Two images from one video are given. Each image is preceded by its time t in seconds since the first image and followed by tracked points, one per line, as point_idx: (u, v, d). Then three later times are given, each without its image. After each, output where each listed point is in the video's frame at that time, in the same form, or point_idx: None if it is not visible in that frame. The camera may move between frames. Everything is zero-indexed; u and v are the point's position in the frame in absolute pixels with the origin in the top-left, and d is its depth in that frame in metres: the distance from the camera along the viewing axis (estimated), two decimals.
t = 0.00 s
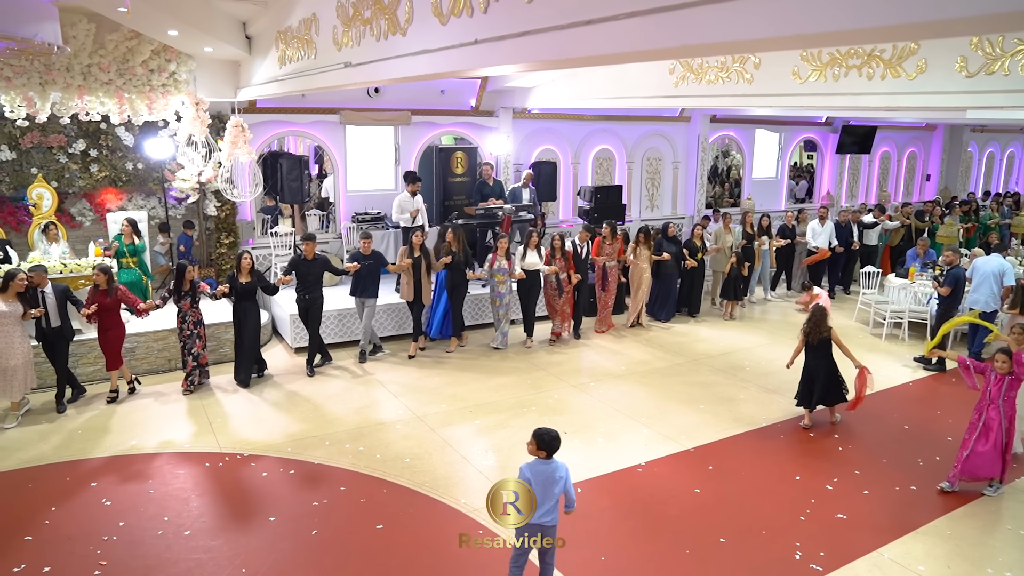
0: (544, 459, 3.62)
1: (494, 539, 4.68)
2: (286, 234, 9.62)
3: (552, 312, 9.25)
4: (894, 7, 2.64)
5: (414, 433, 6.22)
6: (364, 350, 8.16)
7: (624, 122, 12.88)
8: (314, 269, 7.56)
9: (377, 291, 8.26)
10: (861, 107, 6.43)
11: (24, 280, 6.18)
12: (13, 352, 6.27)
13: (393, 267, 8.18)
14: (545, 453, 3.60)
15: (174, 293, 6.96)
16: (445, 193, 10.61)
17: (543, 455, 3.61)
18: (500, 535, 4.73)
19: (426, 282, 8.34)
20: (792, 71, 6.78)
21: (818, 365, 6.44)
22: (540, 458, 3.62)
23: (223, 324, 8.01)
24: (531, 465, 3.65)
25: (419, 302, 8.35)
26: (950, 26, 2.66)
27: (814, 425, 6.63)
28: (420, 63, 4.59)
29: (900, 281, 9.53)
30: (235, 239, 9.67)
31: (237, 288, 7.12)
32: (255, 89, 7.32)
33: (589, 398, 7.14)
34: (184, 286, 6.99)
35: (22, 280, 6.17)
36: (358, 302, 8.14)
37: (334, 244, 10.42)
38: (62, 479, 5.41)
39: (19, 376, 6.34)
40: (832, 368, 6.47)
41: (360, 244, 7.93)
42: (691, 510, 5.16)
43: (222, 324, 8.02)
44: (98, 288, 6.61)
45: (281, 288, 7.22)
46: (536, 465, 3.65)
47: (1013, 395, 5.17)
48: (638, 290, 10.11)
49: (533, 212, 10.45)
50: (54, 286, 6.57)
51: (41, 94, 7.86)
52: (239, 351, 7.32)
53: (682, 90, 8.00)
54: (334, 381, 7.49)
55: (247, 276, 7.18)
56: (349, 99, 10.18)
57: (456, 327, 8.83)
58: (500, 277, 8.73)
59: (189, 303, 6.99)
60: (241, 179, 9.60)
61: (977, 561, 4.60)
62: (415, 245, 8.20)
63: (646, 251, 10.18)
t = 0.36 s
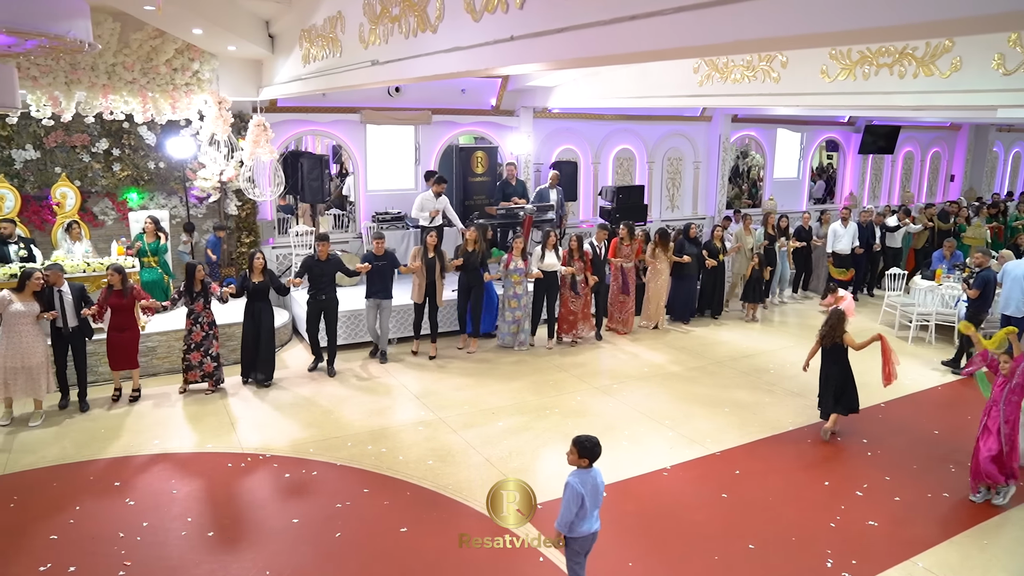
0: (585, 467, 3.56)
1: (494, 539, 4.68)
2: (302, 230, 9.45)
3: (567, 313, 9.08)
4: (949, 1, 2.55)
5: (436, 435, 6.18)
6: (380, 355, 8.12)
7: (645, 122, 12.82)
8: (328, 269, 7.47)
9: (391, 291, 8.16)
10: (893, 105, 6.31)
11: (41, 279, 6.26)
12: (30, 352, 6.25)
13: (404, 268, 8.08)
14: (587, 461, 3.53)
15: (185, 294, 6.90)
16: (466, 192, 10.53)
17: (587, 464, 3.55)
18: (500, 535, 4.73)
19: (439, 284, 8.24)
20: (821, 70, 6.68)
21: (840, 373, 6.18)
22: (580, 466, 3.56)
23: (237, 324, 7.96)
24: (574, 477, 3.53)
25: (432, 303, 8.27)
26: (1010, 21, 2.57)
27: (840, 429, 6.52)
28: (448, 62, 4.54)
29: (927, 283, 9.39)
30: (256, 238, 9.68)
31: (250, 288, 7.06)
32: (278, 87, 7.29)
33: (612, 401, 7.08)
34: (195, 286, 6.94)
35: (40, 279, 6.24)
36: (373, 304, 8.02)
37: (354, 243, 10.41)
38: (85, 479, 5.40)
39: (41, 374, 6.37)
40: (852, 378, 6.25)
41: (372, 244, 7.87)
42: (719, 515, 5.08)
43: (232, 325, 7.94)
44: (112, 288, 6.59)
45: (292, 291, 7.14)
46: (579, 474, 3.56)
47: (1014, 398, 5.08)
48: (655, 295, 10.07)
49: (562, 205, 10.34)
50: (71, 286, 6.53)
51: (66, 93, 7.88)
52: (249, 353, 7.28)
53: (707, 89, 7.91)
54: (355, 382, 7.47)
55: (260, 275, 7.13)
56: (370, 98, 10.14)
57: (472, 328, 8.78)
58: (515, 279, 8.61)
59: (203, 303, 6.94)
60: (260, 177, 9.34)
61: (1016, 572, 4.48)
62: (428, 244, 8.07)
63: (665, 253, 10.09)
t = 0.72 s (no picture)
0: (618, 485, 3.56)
1: (494, 540, 4.69)
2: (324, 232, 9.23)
3: (584, 315, 8.98)
4: None
5: (460, 438, 6.14)
6: (404, 355, 8.06)
7: (666, 122, 12.79)
8: (337, 270, 7.42)
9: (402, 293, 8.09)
10: (926, 105, 6.20)
11: (48, 280, 6.20)
12: (39, 353, 6.25)
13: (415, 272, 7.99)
14: (621, 479, 3.53)
15: (192, 296, 6.86)
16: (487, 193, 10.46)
17: (621, 482, 3.54)
18: (501, 535, 4.73)
19: (451, 283, 8.15)
20: (851, 70, 6.58)
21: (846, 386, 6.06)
22: (614, 484, 3.56)
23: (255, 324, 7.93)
24: (614, 498, 3.52)
25: (445, 304, 8.17)
26: None
27: (869, 435, 6.42)
28: (478, 62, 4.49)
29: (956, 286, 9.22)
30: (276, 238, 9.68)
31: (260, 289, 6.97)
32: (302, 86, 7.27)
33: (637, 404, 7.01)
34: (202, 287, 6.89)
35: (46, 281, 6.19)
36: (383, 307, 7.94)
37: (374, 243, 10.38)
38: (109, 479, 5.40)
39: (56, 374, 6.37)
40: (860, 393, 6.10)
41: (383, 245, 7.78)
42: (748, 522, 4.99)
43: (241, 324, 7.85)
44: (124, 289, 6.56)
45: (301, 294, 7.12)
46: (614, 493, 3.56)
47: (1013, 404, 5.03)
48: (674, 295, 9.94)
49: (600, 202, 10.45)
50: (83, 286, 6.50)
51: (92, 93, 7.87)
52: (255, 356, 7.23)
53: (732, 89, 7.83)
54: (378, 383, 7.45)
55: (270, 275, 7.04)
56: (391, 98, 10.13)
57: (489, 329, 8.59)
58: (529, 280, 8.55)
59: (209, 305, 6.90)
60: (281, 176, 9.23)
61: None
62: (439, 244, 7.95)
63: (681, 253, 9.88)
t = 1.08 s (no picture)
0: (648, 497, 3.51)
1: (498, 541, 4.67)
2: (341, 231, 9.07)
3: (603, 316, 8.81)
4: None
5: (483, 441, 6.08)
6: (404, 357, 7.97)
7: (688, 123, 12.71)
8: (351, 271, 7.37)
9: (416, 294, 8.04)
10: (960, 104, 6.07)
11: (63, 280, 6.17)
12: (52, 355, 6.22)
13: (429, 273, 7.94)
14: (652, 492, 3.48)
15: (204, 297, 6.85)
16: (508, 194, 10.43)
17: (651, 495, 3.50)
18: (500, 535, 4.72)
19: (465, 286, 8.06)
20: (882, 69, 6.46)
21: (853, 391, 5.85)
22: (644, 496, 3.51)
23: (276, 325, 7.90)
24: (644, 510, 3.48)
25: (460, 306, 8.08)
26: None
27: (899, 442, 6.29)
28: (508, 61, 4.44)
29: (985, 290, 9.07)
30: (298, 238, 9.61)
31: (273, 289, 6.97)
32: (325, 86, 7.25)
33: (662, 408, 6.93)
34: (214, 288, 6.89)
35: (60, 281, 6.15)
36: (398, 308, 7.88)
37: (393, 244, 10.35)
38: (133, 479, 5.39)
39: (67, 376, 6.35)
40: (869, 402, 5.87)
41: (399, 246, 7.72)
42: (779, 530, 4.90)
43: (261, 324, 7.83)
44: (140, 290, 6.59)
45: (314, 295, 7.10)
46: (644, 505, 3.51)
47: None
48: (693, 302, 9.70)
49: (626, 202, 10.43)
50: (100, 286, 6.48)
51: (117, 94, 7.84)
52: (271, 358, 7.18)
53: (760, 90, 7.75)
54: (399, 385, 7.41)
55: (283, 276, 7.03)
56: (412, 98, 10.10)
57: (504, 331, 8.50)
58: (546, 281, 8.44)
59: (222, 304, 6.88)
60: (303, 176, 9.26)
61: None
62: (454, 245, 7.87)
63: (700, 255, 9.68)
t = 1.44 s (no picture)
0: (661, 495, 3.51)
1: (493, 540, 4.66)
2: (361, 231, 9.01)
3: (625, 318, 8.75)
4: None
5: (507, 444, 6.02)
6: (422, 359, 7.94)
7: (711, 123, 12.60)
8: (371, 271, 7.33)
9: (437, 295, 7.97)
10: (996, 103, 5.94)
11: (85, 280, 6.16)
12: (75, 354, 6.19)
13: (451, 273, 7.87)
14: (665, 488, 3.49)
15: (225, 296, 6.83)
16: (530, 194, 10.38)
17: (665, 491, 3.50)
18: (500, 535, 4.70)
19: (487, 287, 8.01)
20: (915, 68, 6.33)
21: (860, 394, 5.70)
22: (657, 494, 3.51)
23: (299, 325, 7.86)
24: (661, 507, 3.47)
25: (481, 307, 8.03)
26: None
27: (931, 448, 6.16)
28: (541, 60, 4.38)
29: (1017, 293, 8.91)
30: (319, 238, 9.57)
31: (295, 289, 6.93)
32: (349, 85, 7.22)
33: (687, 412, 6.84)
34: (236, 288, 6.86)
35: (83, 281, 6.14)
36: (419, 308, 7.83)
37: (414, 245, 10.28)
38: (158, 479, 5.37)
39: (89, 375, 6.34)
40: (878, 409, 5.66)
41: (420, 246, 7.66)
42: (811, 538, 4.80)
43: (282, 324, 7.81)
44: (162, 290, 6.54)
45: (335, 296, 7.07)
46: (658, 503, 3.50)
47: None
48: (716, 302, 9.57)
49: (654, 204, 10.50)
50: (124, 286, 6.51)
51: (143, 92, 7.90)
52: (292, 358, 7.16)
53: (788, 89, 7.61)
54: (421, 386, 7.36)
55: (305, 277, 6.99)
56: (434, 97, 10.06)
57: (525, 332, 8.45)
58: (569, 282, 8.36)
59: (243, 304, 6.85)
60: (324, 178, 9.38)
61: None
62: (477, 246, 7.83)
63: (724, 256, 9.45)
